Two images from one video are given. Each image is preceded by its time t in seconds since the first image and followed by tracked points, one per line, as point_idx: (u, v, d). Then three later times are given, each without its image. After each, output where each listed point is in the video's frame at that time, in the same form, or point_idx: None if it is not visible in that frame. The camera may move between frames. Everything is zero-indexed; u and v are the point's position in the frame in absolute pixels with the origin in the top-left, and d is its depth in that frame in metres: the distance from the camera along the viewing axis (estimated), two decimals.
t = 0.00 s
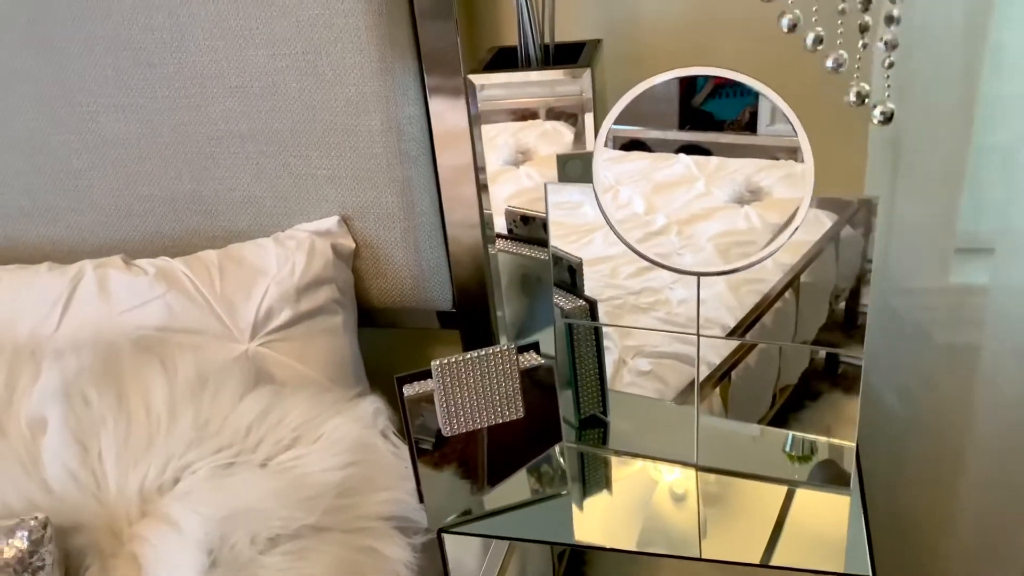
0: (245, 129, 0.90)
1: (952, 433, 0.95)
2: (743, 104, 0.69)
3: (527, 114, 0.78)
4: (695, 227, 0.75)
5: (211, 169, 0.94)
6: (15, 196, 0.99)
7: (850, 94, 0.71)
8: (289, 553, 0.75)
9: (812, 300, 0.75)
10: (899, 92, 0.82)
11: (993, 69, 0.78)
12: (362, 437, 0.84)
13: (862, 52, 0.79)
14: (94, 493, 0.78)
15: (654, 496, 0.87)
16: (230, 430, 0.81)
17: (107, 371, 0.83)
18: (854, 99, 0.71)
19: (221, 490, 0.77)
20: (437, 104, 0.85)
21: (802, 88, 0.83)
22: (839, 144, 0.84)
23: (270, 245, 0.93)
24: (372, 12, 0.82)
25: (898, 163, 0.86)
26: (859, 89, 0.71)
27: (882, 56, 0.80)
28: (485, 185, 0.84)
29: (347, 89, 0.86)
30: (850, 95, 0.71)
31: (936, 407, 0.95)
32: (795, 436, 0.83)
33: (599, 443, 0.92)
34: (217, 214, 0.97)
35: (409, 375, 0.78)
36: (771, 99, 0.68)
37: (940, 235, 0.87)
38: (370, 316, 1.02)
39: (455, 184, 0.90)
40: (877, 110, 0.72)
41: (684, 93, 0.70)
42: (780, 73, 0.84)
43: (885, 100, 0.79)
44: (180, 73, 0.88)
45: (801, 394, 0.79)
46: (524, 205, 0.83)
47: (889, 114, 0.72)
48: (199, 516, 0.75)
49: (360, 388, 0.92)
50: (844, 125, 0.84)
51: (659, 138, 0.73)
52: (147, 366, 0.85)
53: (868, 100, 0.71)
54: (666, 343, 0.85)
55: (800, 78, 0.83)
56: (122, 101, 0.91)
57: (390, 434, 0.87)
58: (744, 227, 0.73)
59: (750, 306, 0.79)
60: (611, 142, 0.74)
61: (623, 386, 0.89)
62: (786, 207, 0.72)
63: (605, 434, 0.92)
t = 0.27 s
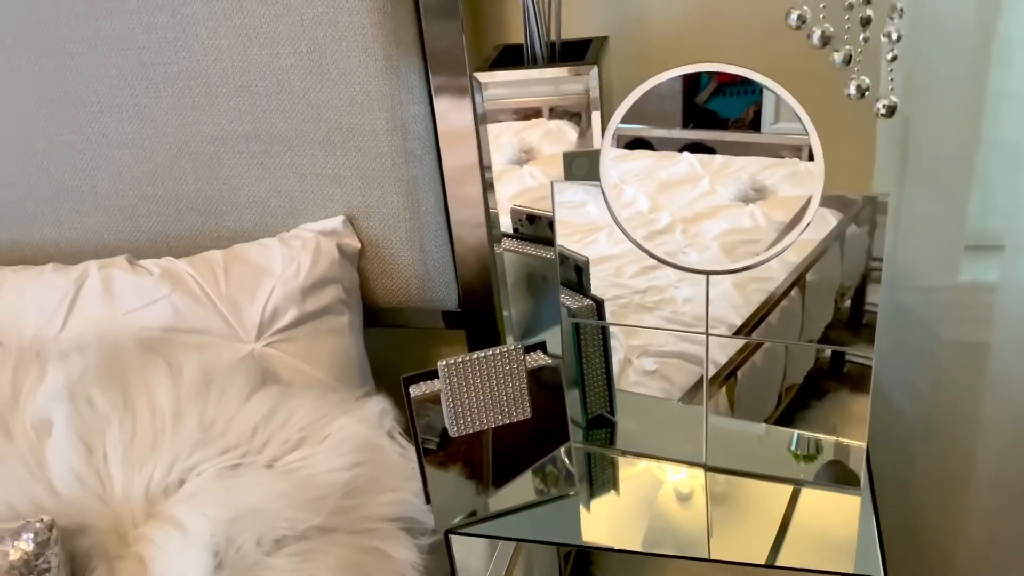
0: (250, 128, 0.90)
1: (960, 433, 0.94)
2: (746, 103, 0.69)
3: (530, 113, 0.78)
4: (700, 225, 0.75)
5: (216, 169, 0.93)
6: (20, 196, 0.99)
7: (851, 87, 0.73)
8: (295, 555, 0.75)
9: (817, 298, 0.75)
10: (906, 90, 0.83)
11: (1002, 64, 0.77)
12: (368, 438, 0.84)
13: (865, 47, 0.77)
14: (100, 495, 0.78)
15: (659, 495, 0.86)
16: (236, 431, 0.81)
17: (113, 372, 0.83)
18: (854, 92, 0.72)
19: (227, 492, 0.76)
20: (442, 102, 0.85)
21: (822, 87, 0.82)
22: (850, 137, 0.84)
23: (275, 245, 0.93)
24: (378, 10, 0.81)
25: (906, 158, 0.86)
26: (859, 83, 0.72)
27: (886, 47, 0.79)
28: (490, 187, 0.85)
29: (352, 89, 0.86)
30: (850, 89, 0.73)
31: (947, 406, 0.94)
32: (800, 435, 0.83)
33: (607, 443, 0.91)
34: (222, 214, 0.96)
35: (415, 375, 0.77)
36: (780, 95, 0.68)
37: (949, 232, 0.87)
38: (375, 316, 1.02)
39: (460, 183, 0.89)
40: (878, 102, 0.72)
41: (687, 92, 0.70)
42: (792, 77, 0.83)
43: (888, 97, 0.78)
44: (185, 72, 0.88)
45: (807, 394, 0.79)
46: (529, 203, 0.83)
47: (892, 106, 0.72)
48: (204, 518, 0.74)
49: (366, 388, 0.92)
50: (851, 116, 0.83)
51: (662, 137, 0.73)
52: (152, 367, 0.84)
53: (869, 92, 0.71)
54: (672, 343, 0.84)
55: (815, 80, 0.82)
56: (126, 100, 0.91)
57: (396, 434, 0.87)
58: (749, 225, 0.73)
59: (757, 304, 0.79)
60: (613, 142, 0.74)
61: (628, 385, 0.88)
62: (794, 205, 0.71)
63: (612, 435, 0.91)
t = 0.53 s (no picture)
0: (255, 131, 0.90)
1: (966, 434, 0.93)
2: (749, 100, 0.69)
3: (532, 114, 0.78)
4: (705, 224, 0.75)
5: (221, 171, 0.93)
6: (25, 199, 0.99)
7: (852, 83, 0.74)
8: (303, 558, 0.75)
9: (822, 298, 0.75)
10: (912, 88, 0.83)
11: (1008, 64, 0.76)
12: (375, 440, 0.84)
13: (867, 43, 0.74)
14: (107, 498, 0.78)
15: (664, 495, 0.87)
16: (243, 434, 0.81)
17: (119, 375, 0.83)
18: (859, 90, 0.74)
19: (233, 495, 0.76)
20: (448, 103, 0.85)
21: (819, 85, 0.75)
22: (852, 136, 0.77)
23: (281, 247, 0.93)
24: (383, 12, 0.81)
25: (913, 153, 0.86)
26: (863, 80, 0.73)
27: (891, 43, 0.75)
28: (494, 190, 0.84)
29: (357, 91, 0.86)
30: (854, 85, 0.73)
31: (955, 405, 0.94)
32: (804, 435, 0.83)
33: (614, 444, 0.92)
34: (227, 216, 0.96)
35: (422, 378, 0.77)
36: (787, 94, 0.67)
37: (954, 231, 0.87)
38: (381, 317, 1.02)
39: (466, 184, 0.89)
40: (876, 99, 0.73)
41: (690, 93, 0.70)
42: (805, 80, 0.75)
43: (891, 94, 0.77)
44: (190, 75, 0.88)
45: (811, 393, 0.79)
46: (534, 204, 0.83)
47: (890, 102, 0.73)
48: (212, 521, 0.74)
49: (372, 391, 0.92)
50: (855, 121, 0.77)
51: (664, 137, 0.72)
52: (158, 370, 0.84)
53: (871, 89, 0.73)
54: (678, 342, 0.84)
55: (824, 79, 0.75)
56: (132, 103, 0.91)
57: (403, 436, 0.86)
58: (753, 224, 0.73)
59: (761, 302, 0.78)
60: (615, 141, 0.74)
61: (634, 385, 0.88)
62: (798, 205, 0.71)
63: (619, 435, 0.91)
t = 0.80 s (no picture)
0: (254, 132, 0.90)
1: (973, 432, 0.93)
2: (750, 97, 0.68)
3: (532, 113, 0.77)
4: (706, 223, 0.74)
5: (221, 172, 0.93)
6: (23, 201, 0.99)
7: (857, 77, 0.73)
8: (305, 560, 0.74)
9: (824, 297, 0.75)
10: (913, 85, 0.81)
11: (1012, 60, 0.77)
12: (376, 441, 0.83)
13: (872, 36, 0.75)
14: (107, 501, 0.77)
15: (667, 494, 0.86)
16: (244, 436, 0.80)
17: (120, 378, 0.83)
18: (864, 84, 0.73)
19: (235, 497, 0.76)
20: (448, 102, 0.84)
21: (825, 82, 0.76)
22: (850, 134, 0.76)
23: (281, 248, 0.92)
24: (382, 11, 0.81)
25: (916, 150, 0.84)
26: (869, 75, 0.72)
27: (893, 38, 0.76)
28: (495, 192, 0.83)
29: (356, 90, 0.85)
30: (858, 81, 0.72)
31: (959, 403, 0.93)
32: (807, 432, 0.82)
33: (617, 444, 0.91)
34: (227, 217, 0.96)
35: (425, 379, 0.76)
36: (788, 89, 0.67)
37: (957, 228, 0.86)
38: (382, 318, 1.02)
39: (466, 183, 0.89)
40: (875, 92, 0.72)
41: (690, 90, 0.69)
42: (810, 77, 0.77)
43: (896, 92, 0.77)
44: (188, 75, 0.87)
45: (814, 390, 0.78)
46: (533, 203, 0.82)
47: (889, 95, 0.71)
48: (213, 524, 0.74)
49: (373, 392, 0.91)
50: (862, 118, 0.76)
51: (665, 135, 0.72)
52: (159, 373, 0.84)
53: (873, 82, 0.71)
54: (679, 342, 0.83)
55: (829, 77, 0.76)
56: (130, 105, 0.90)
57: (405, 437, 0.86)
58: (754, 222, 0.73)
59: (763, 300, 0.78)
60: (617, 138, 0.73)
61: (636, 384, 0.87)
62: (798, 202, 0.71)
63: (622, 435, 0.91)
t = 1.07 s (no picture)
0: (244, 137, 0.90)
1: (965, 430, 0.94)
2: (745, 97, 0.68)
3: (527, 114, 0.77)
4: (701, 223, 0.74)
5: (211, 177, 0.93)
6: (13, 209, 0.98)
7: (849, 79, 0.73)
8: (298, 566, 0.74)
9: (820, 296, 0.74)
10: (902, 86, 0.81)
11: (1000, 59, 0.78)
12: (368, 446, 0.83)
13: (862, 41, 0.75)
14: (100, 509, 0.77)
15: (666, 495, 0.86)
16: (236, 442, 0.81)
17: (111, 385, 0.83)
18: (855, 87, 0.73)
19: (228, 503, 0.76)
20: (438, 106, 0.84)
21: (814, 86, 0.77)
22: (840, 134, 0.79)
23: (272, 253, 0.92)
24: (370, 16, 0.81)
25: (908, 149, 0.84)
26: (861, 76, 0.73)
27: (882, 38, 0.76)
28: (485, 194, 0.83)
29: (346, 95, 0.85)
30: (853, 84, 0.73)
31: (955, 401, 0.93)
32: (805, 433, 0.82)
33: (609, 447, 0.91)
34: (218, 223, 0.96)
35: (414, 383, 0.77)
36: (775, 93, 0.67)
37: (949, 227, 0.86)
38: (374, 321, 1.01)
39: (457, 187, 0.89)
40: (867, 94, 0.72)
41: (686, 89, 0.69)
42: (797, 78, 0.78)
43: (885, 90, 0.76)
44: (178, 82, 0.87)
45: (811, 390, 0.78)
46: (525, 205, 0.82)
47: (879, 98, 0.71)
48: (206, 530, 0.74)
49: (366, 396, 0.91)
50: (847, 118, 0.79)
51: (661, 136, 0.72)
52: (151, 380, 0.84)
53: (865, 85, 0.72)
54: (676, 342, 0.83)
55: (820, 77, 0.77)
56: (119, 112, 0.90)
57: (397, 442, 0.86)
58: (749, 222, 0.73)
59: (758, 300, 0.78)
60: (611, 139, 0.73)
61: (631, 386, 0.87)
62: (793, 203, 0.70)
63: (615, 438, 0.90)
